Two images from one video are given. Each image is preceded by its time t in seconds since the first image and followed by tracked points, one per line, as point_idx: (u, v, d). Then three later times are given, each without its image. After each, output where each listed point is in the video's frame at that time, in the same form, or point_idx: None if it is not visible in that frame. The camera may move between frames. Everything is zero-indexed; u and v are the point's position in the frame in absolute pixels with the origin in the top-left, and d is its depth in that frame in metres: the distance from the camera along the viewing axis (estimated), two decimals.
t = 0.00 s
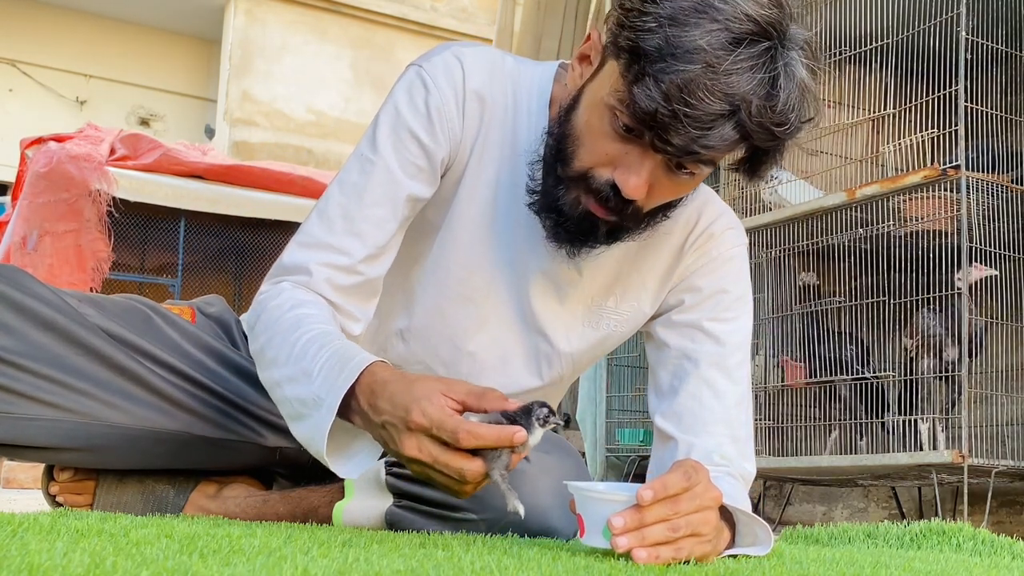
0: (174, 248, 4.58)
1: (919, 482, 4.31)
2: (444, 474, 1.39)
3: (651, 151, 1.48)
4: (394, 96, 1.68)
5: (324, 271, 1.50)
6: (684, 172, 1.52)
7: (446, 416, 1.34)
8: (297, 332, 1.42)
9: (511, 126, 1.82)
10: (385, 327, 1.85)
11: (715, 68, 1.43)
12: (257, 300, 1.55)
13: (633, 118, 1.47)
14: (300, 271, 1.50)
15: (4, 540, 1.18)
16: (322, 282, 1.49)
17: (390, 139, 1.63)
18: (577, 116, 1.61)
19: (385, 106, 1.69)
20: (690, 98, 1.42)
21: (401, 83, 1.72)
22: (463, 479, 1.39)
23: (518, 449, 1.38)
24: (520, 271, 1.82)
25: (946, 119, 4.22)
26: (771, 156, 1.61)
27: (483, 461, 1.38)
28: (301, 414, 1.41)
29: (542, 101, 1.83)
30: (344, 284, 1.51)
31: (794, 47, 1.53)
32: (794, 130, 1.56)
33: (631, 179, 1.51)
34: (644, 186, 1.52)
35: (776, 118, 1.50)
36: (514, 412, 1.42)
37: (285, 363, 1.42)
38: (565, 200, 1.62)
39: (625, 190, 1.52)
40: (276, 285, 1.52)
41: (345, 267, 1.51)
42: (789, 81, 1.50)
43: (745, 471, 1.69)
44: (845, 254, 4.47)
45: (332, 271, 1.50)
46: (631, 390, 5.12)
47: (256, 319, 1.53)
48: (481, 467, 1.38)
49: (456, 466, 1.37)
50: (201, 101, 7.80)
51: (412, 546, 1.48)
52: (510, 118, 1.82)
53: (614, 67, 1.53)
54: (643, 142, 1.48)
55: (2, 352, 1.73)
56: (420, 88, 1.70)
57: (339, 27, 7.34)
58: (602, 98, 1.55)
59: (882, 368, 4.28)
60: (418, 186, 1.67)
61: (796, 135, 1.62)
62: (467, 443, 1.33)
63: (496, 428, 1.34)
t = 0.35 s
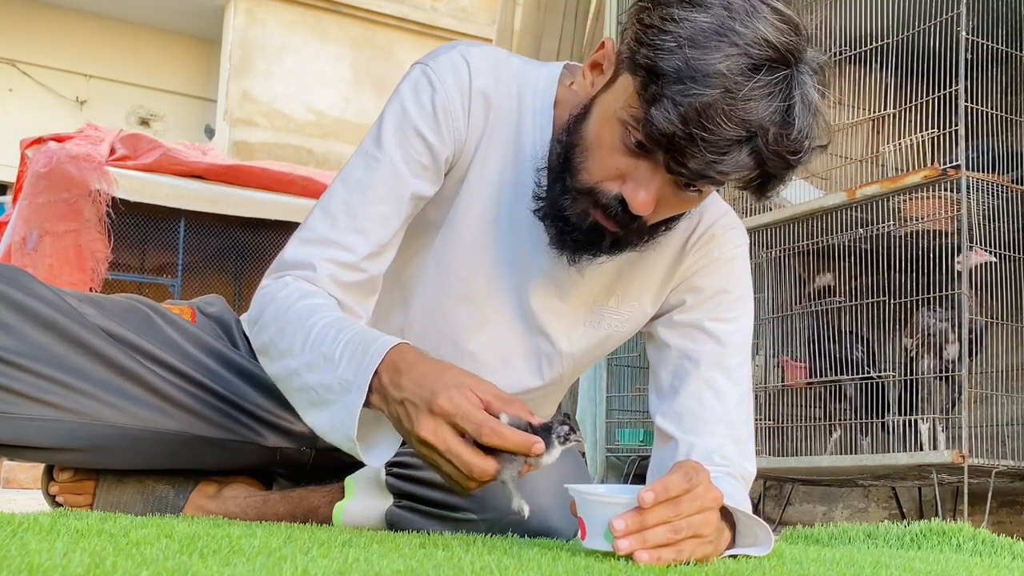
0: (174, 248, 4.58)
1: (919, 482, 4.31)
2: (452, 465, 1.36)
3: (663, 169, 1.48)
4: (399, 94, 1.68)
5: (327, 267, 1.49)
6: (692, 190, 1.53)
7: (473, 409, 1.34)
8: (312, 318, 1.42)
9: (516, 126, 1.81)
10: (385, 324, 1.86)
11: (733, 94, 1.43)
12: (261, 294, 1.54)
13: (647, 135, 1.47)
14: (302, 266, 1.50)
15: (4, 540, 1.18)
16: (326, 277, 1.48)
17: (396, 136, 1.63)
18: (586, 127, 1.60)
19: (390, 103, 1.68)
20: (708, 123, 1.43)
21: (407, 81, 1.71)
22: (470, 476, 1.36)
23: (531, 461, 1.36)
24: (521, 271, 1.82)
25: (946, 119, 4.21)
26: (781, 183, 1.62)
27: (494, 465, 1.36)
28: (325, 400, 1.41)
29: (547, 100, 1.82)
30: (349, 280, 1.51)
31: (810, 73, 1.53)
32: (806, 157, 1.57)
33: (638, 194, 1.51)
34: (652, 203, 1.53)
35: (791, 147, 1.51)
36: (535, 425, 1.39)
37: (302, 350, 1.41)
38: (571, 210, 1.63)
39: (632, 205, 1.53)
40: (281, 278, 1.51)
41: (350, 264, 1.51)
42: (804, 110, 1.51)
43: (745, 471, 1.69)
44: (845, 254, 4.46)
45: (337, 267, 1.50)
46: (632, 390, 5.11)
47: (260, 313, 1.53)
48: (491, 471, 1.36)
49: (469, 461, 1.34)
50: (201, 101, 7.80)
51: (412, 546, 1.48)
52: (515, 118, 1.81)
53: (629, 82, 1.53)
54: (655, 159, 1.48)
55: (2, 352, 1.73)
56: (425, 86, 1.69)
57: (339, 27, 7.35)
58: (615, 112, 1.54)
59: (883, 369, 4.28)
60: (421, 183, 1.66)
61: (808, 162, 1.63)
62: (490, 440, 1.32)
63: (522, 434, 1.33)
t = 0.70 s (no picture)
0: (174, 249, 4.57)
1: (919, 482, 4.30)
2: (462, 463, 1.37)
3: (674, 178, 1.49)
4: (406, 89, 1.67)
5: (331, 260, 1.49)
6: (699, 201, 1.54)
7: (487, 414, 1.34)
8: (317, 307, 1.42)
9: (523, 126, 1.81)
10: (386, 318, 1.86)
11: (750, 111, 1.46)
12: (262, 286, 1.54)
13: (660, 145, 1.47)
14: (306, 258, 1.50)
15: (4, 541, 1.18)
16: (330, 270, 1.48)
17: (403, 132, 1.62)
18: (595, 133, 1.60)
19: (397, 99, 1.67)
20: (725, 138, 1.46)
21: (414, 76, 1.70)
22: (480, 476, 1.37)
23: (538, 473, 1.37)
24: (524, 271, 1.82)
25: (946, 119, 4.20)
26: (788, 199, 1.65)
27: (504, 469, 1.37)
28: (333, 389, 1.41)
29: (553, 100, 1.82)
30: (353, 274, 1.51)
31: (823, 93, 1.56)
32: (815, 175, 1.60)
33: (647, 203, 1.51)
34: (660, 213, 1.53)
35: (803, 165, 1.54)
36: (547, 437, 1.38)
37: (307, 340, 1.42)
38: (577, 217, 1.62)
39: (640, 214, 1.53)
40: (284, 269, 1.51)
41: (354, 257, 1.51)
42: (817, 128, 1.54)
43: (745, 472, 1.69)
44: (846, 254, 4.46)
45: (341, 259, 1.50)
46: (632, 390, 5.11)
47: (262, 305, 1.52)
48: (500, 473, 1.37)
49: (481, 464, 1.35)
50: (201, 101, 7.81)
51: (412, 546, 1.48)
52: (521, 117, 1.80)
53: (643, 90, 1.53)
54: (666, 168, 1.48)
55: (3, 352, 1.73)
56: (433, 82, 1.68)
57: (339, 27, 7.34)
58: (627, 120, 1.54)
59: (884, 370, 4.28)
60: (426, 181, 1.66)
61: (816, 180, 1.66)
62: (504, 448, 1.33)
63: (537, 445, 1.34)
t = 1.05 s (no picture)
0: (174, 248, 4.57)
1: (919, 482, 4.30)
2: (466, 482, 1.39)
3: (678, 180, 1.49)
4: (410, 89, 1.67)
5: (332, 260, 1.49)
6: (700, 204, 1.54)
7: (486, 433, 1.34)
8: (313, 314, 1.42)
9: (527, 127, 1.80)
10: (386, 317, 1.87)
11: (756, 115, 1.45)
12: (264, 286, 1.54)
13: (665, 147, 1.47)
14: (307, 258, 1.50)
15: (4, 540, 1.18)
16: (331, 272, 1.48)
17: (407, 133, 1.62)
18: (599, 135, 1.60)
19: (401, 100, 1.67)
20: (729, 142, 1.45)
21: (418, 77, 1.70)
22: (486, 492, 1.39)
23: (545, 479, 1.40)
24: (525, 272, 1.81)
25: (945, 119, 4.20)
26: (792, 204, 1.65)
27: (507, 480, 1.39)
28: (322, 398, 1.41)
29: (556, 103, 1.82)
30: (353, 276, 1.51)
31: (828, 100, 1.55)
32: (819, 181, 1.60)
33: (649, 206, 1.51)
34: (662, 215, 1.53)
35: (808, 171, 1.53)
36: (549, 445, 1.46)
37: (302, 346, 1.42)
38: (580, 219, 1.62)
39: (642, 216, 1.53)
40: (285, 270, 1.52)
41: (355, 259, 1.51)
42: (822, 134, 1.54)
43: (745, 471, 1.69)
44: (846, 255, 4.45)
45: (342, 262, 1.50)
46: (632, 390, 5.11)
47: (263, 305, 1.53)
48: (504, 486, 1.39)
49: (487, 481, 1.37)
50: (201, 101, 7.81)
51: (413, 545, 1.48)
52: (525, 119, 1.80)
53: (649, 92, 1.53)
54: (670, 170, 1.49)
55: (3, 352, 1.73)
56: (437, 83, 1.68)
57: (338, 27, 7.34)
58: (632, 122, 1.54)
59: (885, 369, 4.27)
60: (429, 181, 1.66)
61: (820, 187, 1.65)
62: (508, 465, 1.34)
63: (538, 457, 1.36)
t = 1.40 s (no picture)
0: (174, 248, 4.57)
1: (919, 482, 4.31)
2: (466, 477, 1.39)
3: (689, 162, 1.49)
4: (407, 89, 1.67)
5: (330, 259, 1.49)
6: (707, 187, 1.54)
7: (480, 426, 1.34)
8: (306, 313, 1.42)
9: (525, 126, 1.81)
10: (386, 318, 1.87)
11: (765, 92, 1.47)
12: (261, 285, 1.54)
13: (675, 129, 1.47)
14: (304, 258, 1.50)
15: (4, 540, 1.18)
16: (327, 270, 1.48)
17: (405, 133, 1.62)
18: (602, 122, 1.59)
19: (399, 99, 1.67)
20: (741, 120, 1.46)
21: (415, 77, 1.70)
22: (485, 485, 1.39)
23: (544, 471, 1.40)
24: (524, 272, 1.81)
25: (946, 119, 4.20)
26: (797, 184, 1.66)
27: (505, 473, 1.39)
28: (314, 396, 1.41)
29: (554, 102, 1.82)
30: (349, 274, 1.51)
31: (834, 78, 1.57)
32: (829, 158, 1.61)
33: (660, 189, 1.50)
34: (671, 198, 1.52)
35: (819, 144, 1.55)
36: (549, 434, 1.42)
37: (295, 344, 1.42)
38: (588, 205, 1.61)
39: (652, 200, 1.52)
40: (281, 269, 1.52)
41: (352, 257, 1.51)
42: (830, 110, 1.56)
43: (745, 472, 1.69)
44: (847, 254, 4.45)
45: (337, 260, 1.50)
46: (632, 390, 5.11)
47: (259, 305, 1.53)
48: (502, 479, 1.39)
49: (485, 475, 1.37)
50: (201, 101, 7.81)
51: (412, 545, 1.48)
52: (523, 118, 1.80)
53: (653, 78, 1.53)
54: (680, 152, 1.48)
55: (3, 352, 1.73)
56: (434, 82, 1.68)
57: (338, 27, 7.34)
58: (635, 108, 1.54)
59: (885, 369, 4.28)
60: (427, 181, 1.66)
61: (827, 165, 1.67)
62: (504, 459, 1.34)
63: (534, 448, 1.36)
